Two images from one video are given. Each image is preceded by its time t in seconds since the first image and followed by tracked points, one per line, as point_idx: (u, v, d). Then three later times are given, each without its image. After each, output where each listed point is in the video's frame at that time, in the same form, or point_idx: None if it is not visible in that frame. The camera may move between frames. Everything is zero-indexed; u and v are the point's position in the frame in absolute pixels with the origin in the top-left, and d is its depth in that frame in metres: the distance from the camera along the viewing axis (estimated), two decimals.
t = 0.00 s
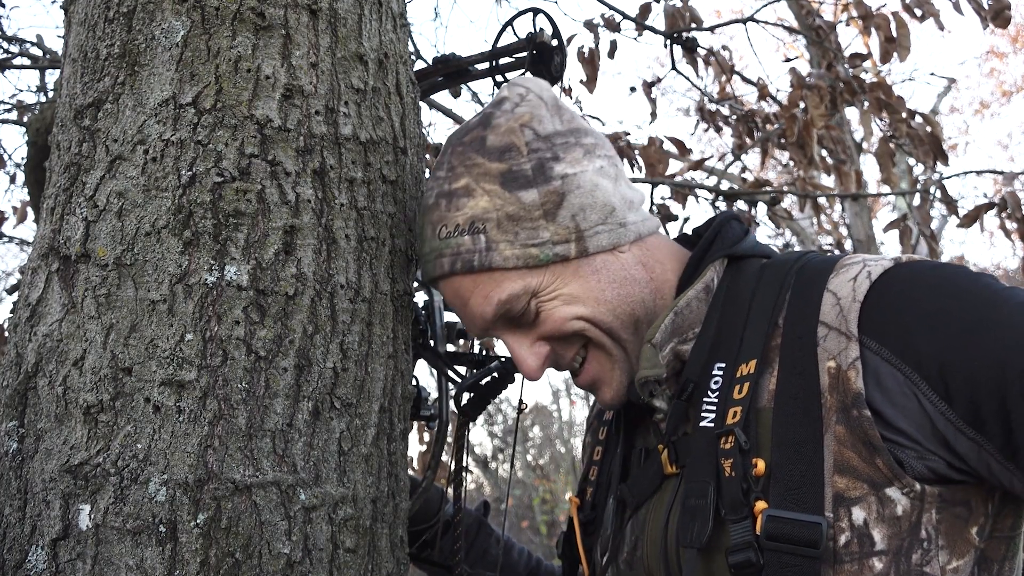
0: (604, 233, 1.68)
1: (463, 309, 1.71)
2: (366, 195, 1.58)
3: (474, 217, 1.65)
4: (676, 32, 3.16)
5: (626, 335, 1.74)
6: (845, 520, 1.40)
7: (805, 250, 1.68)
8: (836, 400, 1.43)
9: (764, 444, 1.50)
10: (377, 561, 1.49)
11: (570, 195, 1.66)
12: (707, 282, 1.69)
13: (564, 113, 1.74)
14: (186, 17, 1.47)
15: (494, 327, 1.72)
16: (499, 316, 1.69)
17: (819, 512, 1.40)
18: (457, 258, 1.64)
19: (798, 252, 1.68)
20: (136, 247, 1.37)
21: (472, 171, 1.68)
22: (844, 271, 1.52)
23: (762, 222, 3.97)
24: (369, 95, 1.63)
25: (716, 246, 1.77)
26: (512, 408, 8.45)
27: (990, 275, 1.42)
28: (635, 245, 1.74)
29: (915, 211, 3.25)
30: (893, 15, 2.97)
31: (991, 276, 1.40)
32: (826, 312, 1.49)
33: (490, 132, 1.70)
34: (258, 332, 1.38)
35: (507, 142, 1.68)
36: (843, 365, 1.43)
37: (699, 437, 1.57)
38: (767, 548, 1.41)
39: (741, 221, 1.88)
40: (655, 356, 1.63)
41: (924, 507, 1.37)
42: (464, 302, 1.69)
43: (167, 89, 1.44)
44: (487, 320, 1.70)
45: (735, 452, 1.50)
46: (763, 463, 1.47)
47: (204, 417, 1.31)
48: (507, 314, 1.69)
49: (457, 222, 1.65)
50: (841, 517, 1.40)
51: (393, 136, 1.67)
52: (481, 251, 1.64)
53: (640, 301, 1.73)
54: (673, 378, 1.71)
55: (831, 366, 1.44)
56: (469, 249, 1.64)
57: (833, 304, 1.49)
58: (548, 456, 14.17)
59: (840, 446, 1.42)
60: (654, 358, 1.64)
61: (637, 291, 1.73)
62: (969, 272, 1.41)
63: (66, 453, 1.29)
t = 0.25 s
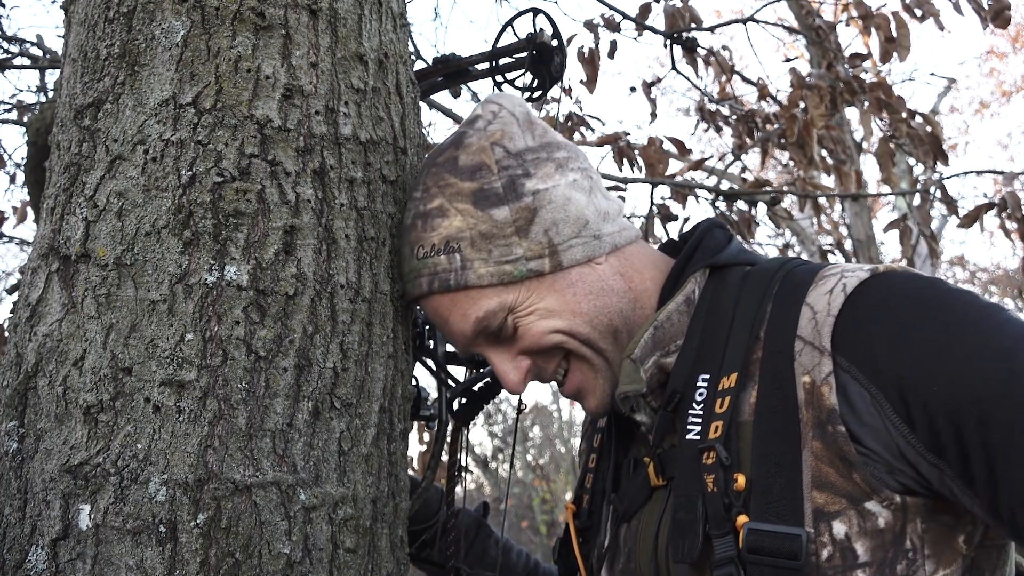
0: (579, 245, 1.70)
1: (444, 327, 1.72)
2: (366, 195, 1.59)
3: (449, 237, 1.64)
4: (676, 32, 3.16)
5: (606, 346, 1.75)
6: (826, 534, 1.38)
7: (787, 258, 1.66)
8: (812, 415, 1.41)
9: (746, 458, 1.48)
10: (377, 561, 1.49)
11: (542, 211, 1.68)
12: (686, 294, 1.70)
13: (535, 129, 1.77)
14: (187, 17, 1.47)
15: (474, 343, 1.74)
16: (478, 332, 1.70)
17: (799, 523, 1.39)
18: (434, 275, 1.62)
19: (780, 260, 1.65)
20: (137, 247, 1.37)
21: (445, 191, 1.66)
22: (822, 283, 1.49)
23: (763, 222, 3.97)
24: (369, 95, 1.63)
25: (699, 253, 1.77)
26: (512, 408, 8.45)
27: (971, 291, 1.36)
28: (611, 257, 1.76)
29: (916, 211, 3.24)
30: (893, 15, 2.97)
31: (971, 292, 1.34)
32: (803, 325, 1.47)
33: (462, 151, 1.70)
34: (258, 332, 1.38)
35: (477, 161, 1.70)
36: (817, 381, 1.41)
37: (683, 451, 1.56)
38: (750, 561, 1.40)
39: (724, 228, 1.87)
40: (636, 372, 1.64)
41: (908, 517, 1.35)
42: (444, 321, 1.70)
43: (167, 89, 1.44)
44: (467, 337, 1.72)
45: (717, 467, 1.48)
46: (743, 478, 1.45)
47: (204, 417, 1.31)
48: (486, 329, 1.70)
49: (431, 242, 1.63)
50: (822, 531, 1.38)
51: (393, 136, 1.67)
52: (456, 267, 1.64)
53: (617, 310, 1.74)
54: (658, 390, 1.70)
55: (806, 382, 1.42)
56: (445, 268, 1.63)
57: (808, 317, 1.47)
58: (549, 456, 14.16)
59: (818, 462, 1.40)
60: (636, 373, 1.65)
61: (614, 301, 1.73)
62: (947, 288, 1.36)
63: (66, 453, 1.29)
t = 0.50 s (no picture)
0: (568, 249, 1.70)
1: (434, 331, 1.72)
2: (366, 195, 1.59)
3: (439, 241, 1.63)
4: (677, 32, 3.17)
5: (597, 348, 1.75)
6: (807, 541, 1.36)
7: (775, 261, 1.64)
8: (790, 421, 1.40)
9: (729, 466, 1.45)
10: (377, 561, 1.49)
11: (530, 217, 1.69)
12: (673, 299, 1.68)
13: (524, 133, 1.78)
14: (187, 17, 1.47)
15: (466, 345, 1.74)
16: (468, 334, 1.70)
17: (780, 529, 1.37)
18: (422, 279, 1.61)
19: (767, 262, 1.64)
20: (137, 247, 1.37)
21: (434, 195, 1.65)
22: (802, 288, 1.48)
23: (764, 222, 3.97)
24: (369, 95, 1.63)
25: (686, 258, 1.75)
26: (513, 407, 8.45)
27: (955, 299, 1.33)
28: (602, 260, 1.76)
29: (915, 211, 3.24)
30: (893, 15, 2.97)
31: (954, 301, 1.32)
32: (781, 330, 1.46)
33: (452, 155, 1.70)
34: (258, 332, 1.38)
35: (466, 166, 1.70)
36: (793, 387, 1.40)
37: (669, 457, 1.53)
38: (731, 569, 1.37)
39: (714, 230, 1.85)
40: (623, 381, 1.64)
41: (892, 522, 1.34)
42: (434, 324, 1.70)
43: (167, 89, 1.44)
44: (458, 339, 1.71)
45: (702, 475, 1.45)
46: (725, 485, 1.42)
47: (204, 417, 1.31)
48: (476, 332, 1.70)
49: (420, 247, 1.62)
50: (803, 537, 1.37)
51: (392, 136, 1.68)
52: (445, 272, 1.63)
53: (607, 314, 1.74)
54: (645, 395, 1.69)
55: (783, 388, 1.42)
56: (434, 273, 1.62)
57: (789, 322, 1.46)
58: (549, 456, 14.16)
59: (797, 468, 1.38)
60: (623, 381, 1.65)
61: (604, 304, 1.73)
62: (929, 296, 1.33)
63: (66, 453, 1.29)
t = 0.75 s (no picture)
0: (568, 250, 1.70)
1: (434, 330, 1.71)
2: (366, 195, 1.59)
3: (440, 241, 1.63)
4: (677, 32, 3.17)
5: (597, 350, 1.74)
6: (799, 544, 1.35)
7: (771, 263, 1.63)
8: (778, 426, 1.40)
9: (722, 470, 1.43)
10: (377, 561, 1.49)
11: (531, 217, 1.68)
12: (671, 301, 1.68)
13: (526, 134, 1.78)
14: (187, 17, 1.47)
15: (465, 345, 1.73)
16: (468, 333, 1.69)
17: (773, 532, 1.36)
18: (424, 280, 1.61)
19: (764, 265, 1.63)
20: (136, 247, 1.37)
21: (437, 196, 1.65)
22: (795, 291, 1.48)
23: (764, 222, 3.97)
24: (369, 95, 1.63)
25: (685, 259, 1.74)
26: (512, 408, 8.44)
27: (944, 309, 1.32)
28: (602, 261, 1.76)
29: (915, 211, 3.24)
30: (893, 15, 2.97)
31: (942, 312, 1.31)
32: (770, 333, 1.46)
33: (454, 155, 1.70)
34: (258, 332, 1.38)
35: (467, 166, 1.70)
36: (781, 390, 1.40)
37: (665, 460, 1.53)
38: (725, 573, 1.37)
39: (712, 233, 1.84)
40: (618, 385, 1.64)
41: (888, 525, 1.33)
42: (435, 323, 1.69)
43: (167, 89, 1.44)
44: (458, 339, 1.70)
45: (697, 479, 1.44)
46: (719, 490, 1.41)
47: (204, 417, 1.31)
48: (476, 331, 1.69)
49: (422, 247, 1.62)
50: (795, 541, 1.35)
51: (392, 136, 1.68)
52: (447, 273, 1.63)
53: (608, 316, 1.73)
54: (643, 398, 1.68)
55: (771, 391, 1.41)
56: (436, 273, 1.62)
57: (778, 326, 1.45)
58: (549, 456, 14.16)
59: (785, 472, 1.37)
60: (618, 386, 1.65)
61: (603, 306, 1.73)
62: (918, 305, 1.33)
63: (66, 453, 1.29)
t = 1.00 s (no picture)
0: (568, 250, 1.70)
1: (434, 329, 1.71)
2: (366, 195, 1.59)
3: (440, 241, 1.63)
4: (677, 32, 3.17)
5: (596, 350, 1.74)
6: (793, 543, 1.35)
7: (769, 263, 1.62)
8: (771, 424, 1.39)
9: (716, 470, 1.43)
10: (377, 561, 1.49)
11: (530, 217, 1.68)
12: (667, 301, 1.67)
13: (525, 134, 1.78)
14: (187, 17, 1.47)
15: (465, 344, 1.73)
16: (468, 332, 1.69)
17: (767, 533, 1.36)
18: (423, 280, 1.61)
19: (762, 264, 1.62)
20: (136, 247, 1.37)
21: (437, 195, 1.65)
22: (789, 289, 1.48)
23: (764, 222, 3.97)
24: (369, 95, 1.63)
25: (681, 260, 1.72)
26: (512, 408, 8.44)
27: (937, 307, 1.32)
28: (602, 261, 1.76)
29: (915, 211, 3.24)
30: (893, 15, 2.97)
31: (935, 309, 1.31)
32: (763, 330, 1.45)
33: (454, 155, 1.70)
34: (258, 332, 1.38)
35: (467, 167, 1.70)
36: (774, 388, 1.39)
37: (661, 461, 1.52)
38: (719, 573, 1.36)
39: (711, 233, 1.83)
40: (615, 385, 1.63)
41: (885, 525, 1.33)
42: (435, 322, 1.69)
43: (167, 89, 1.44)
44: (458, 339, 1.70)
45: (692, 480, 1.44)
46: (714, 490, 1.40)
47: (204, 417, 1.31)
48: (476, 330, 1.69)
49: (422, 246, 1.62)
50: (789, 540, 1.35)
51: (392, 136, 1.68)
52: (446, 273, 1.63)
53: (607, 316, 1.73)
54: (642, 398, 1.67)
55: (764, 390, 1.40)
56: (435, 273, 1.62)
57: (771, 324, 1.45)
58: (549, 456, 14.16)
59: (779, 471, 1.37)
60: (615, 385, 1.64)
61: (603, 306, 1.73)
62: (911, 302, 1.33)
63: (66, 453, 1.29)
